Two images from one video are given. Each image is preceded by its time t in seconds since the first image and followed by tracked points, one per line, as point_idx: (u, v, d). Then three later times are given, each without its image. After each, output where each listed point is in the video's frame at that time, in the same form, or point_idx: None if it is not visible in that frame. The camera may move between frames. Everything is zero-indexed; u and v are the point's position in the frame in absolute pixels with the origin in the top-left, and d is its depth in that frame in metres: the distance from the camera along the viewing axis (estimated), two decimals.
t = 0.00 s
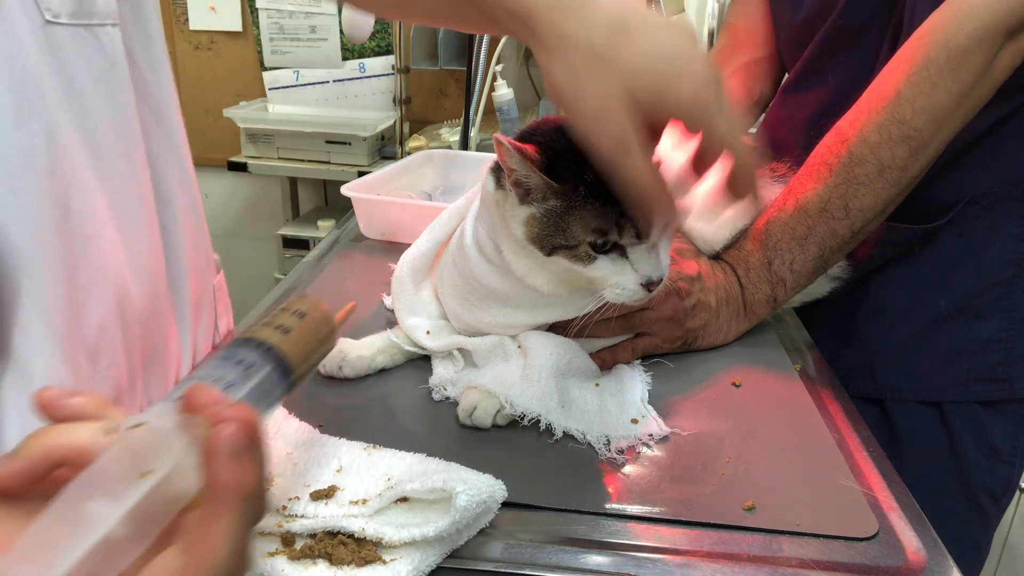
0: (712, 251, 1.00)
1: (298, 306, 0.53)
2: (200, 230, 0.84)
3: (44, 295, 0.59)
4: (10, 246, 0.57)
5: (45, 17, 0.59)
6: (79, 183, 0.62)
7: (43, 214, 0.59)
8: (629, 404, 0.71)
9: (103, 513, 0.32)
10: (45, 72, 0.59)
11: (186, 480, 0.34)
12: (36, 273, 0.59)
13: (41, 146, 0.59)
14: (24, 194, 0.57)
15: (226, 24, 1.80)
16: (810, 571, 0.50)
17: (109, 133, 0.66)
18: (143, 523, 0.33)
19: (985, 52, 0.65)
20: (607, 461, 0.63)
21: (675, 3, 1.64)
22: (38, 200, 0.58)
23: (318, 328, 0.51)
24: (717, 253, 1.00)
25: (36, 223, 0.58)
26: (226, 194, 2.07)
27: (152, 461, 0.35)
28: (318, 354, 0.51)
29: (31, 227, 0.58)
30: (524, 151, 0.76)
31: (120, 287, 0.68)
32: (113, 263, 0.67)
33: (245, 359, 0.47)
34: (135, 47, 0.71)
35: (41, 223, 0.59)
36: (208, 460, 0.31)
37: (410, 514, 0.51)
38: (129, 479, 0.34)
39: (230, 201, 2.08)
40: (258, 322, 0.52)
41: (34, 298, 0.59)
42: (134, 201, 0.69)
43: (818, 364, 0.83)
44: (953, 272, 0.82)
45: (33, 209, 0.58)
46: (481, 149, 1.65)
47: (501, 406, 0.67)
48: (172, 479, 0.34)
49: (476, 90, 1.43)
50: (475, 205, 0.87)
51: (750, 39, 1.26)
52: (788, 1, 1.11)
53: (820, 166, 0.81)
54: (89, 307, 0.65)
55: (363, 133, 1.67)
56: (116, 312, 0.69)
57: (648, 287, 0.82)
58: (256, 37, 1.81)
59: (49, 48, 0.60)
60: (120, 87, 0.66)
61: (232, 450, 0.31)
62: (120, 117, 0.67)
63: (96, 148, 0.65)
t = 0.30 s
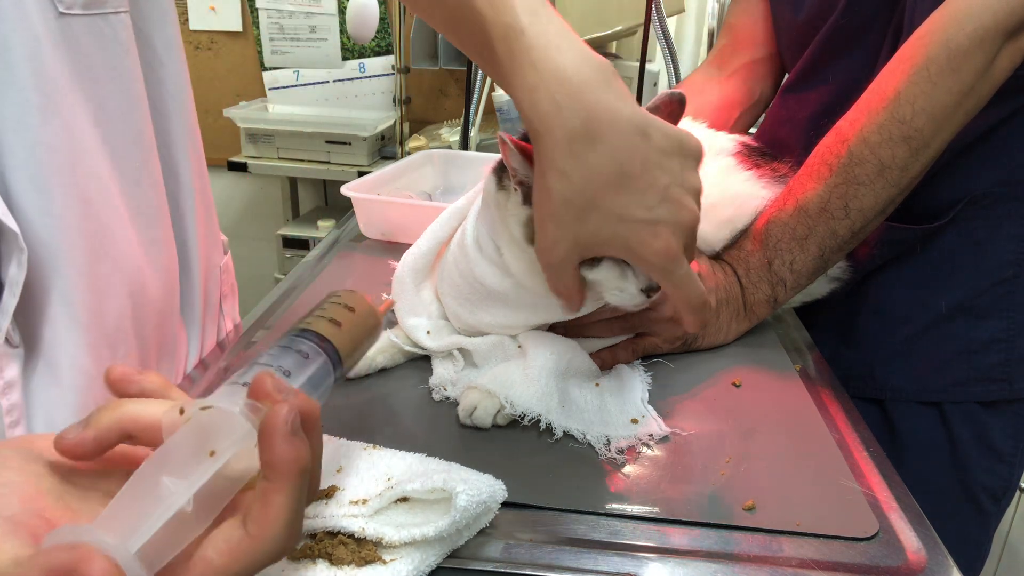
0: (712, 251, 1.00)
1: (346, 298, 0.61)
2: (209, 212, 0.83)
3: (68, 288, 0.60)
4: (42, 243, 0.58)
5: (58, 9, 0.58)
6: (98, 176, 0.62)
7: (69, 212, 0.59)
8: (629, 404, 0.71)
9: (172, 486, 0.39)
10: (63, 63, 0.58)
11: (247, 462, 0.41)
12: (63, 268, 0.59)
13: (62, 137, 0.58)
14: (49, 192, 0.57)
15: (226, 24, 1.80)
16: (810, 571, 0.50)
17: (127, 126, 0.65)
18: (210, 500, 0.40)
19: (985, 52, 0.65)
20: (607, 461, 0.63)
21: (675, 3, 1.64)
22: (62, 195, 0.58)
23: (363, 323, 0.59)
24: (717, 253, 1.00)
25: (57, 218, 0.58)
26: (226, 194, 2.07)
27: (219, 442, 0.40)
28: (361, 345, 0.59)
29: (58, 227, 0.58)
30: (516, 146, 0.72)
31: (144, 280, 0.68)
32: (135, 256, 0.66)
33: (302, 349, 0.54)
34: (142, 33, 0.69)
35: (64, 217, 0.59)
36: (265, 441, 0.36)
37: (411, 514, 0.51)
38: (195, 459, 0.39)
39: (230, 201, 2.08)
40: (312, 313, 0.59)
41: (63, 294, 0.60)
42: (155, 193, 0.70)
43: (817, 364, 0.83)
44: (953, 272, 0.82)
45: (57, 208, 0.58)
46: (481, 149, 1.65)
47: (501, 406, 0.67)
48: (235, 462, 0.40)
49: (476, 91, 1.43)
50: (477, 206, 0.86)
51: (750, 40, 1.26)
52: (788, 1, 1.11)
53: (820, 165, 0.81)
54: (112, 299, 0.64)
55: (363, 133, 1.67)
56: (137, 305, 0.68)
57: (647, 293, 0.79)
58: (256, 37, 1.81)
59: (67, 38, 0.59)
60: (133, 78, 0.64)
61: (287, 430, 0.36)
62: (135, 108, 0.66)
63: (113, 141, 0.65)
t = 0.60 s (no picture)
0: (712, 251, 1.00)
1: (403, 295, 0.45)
2: (213, 213, 0.83)
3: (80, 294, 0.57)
4: (54, 247, 0.56)
5: (81, 10, 0.56)
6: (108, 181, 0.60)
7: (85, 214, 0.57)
8: (629, 404, 0.71)
9: (215, 429, 0.31)
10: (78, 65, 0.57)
11: (293, 420, 0.33)
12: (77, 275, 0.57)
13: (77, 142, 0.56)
14: (65, 196, 0.56)
15: (226, 24, 1.80)
16: (810, 571, 0.50)
17: (140, 125, 0.64)
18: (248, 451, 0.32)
19: (984, 52, 0.65)
20: (607, 461, 0.63)
21: (675, 3, 1.64)
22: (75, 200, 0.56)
23: (433, 319, 0.43)
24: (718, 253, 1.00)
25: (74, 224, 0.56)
26: (226, 194, 2.07)
27: (267, 395, 0.32)
28: (430, 341, 0.43)
29: (71, 229, 0.56)
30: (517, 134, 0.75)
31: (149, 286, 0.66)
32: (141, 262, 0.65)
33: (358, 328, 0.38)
34: (155, 39, 0.69)
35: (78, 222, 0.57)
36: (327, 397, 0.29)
37: (411, 514, 0.51)
38: (239, 409, 0.32)
39: (230, 201, 2.08)
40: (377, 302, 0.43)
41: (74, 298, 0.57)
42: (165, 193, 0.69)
43: (818, 364, 0.83)
44: (953, 272, 0.82)
45: (72, 209, 0.56)
46: (481, 149, 1.65)
47: (501, 406, 0.67)
48: (282, 416, 0.32)
49: (476, 91, 1.43)
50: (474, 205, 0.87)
51: (749, 40, 1.26)
52: (788, 2, 1.11)
53: (820, 165, 0.81)
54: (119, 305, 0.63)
55: (363, 133, 1.67)
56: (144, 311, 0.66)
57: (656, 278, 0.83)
58: (256, 37, 1.81)
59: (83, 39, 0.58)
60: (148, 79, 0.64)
61: (348, 390, 0.29)
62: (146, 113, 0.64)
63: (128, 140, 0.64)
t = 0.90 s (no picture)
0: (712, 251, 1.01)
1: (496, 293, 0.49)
2: (214, 211, 0.82)
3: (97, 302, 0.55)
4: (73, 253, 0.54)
5: (88, 10, 0.54)
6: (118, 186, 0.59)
7: (100, 220, 0.55)
8: (629, 404, 0.71)
9: (346, 412, 0.32)
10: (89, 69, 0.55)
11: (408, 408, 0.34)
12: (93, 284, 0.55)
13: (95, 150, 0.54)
14: (80, 205, 0.53)
15: (226, 25, 1.80)
16: (810, 571, 0.50)
17: (149, 125, 0.63)
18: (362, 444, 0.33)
19: (984, 52, 0.66)
20: (607, 461, 0.63)
21: (675, 3, 1.64)
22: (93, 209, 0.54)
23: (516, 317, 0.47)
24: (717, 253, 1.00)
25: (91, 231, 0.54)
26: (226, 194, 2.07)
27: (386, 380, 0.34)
28: (506, 341, 0.46)
29: (86, 235, 0.54)
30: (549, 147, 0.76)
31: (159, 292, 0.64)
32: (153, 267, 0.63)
33: (453, 319, 0.42)
34: (161, 36, 0.69)
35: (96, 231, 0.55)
36: (457, 366, 0.32)
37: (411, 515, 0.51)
38: (363, 395, 0.33)
39: (230, 200, 2.09)
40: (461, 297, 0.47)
41: (89, 305, 0.55)
42: (172, 195, 0.67)
43: (818, 364, 0.84)
44: (953, 273, 0.82)
45: (86, 215, 0.54)
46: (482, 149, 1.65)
47: (501, 406, 0.67)
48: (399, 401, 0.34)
49: (476, 91, 1.43)
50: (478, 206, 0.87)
51: (749, 40, 1.26)
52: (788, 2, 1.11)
53: (820, 165, 0.81)
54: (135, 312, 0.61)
55: (363, 133, 1.67)
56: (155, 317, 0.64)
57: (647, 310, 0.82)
58: (256, 37, 1.81)
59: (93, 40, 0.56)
60: (152, 78, 0.61)
61: (477, 361, 0.32)
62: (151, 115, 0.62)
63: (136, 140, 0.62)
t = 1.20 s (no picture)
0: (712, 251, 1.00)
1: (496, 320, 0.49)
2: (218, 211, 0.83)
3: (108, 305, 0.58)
4: (87, 258, 0.57)
5: (102, 14, 0.56)
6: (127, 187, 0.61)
7: (111, 227, 0.57)
8: (628, 404, 0.70)
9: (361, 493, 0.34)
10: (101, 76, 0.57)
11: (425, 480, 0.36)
12: (103, 288, 0.58)
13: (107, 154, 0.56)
14: (92, 212, 0.56)
15: (226, 25, 1.80)
16: (810, 572, 0.50)
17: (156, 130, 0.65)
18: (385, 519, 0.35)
19: (984, 52, 0.65)
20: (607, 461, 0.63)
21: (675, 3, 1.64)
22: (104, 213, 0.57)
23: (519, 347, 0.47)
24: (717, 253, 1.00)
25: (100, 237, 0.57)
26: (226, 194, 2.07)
27: (397, 453, 0.35)
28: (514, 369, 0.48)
29: (99, 242, 0.57)
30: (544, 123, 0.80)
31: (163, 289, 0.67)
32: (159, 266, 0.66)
33: (463, 370, 0.43)
34: (169, 34, 0.69)
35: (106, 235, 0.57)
36: (470, 460, 0.33)
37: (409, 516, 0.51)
38: (375, 470, 0.35)
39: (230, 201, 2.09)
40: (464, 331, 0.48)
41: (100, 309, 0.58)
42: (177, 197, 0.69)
43: (818, 364, 0.83)
44: (953, 273, 0.82)
45: (98, 223, 0.56)
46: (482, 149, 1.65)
47: (500, 406, 0.67)
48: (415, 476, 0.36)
49: (476, 90, 1.43)
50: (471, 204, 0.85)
51: (749, 41, 1.26)
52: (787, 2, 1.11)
53: (820, 165, 0.81)
54: (143, 309, 0.63)
55: (363, 133, 1.67)
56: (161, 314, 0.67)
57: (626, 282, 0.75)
58: (256, 37, 1.81)
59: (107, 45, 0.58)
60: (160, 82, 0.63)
61: (490, 452, 0.34)
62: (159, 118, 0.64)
63: (146, 144, 0.64)
